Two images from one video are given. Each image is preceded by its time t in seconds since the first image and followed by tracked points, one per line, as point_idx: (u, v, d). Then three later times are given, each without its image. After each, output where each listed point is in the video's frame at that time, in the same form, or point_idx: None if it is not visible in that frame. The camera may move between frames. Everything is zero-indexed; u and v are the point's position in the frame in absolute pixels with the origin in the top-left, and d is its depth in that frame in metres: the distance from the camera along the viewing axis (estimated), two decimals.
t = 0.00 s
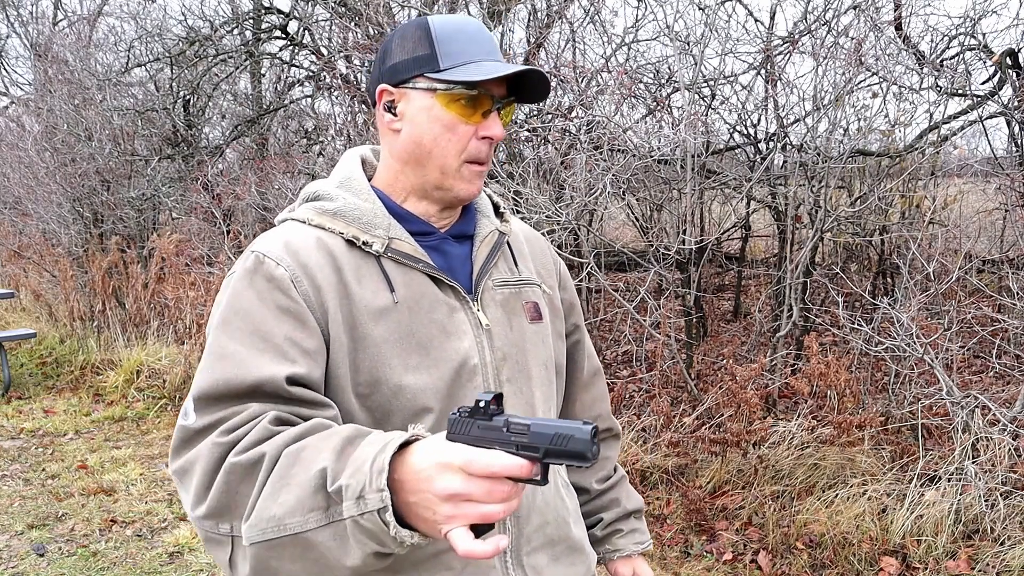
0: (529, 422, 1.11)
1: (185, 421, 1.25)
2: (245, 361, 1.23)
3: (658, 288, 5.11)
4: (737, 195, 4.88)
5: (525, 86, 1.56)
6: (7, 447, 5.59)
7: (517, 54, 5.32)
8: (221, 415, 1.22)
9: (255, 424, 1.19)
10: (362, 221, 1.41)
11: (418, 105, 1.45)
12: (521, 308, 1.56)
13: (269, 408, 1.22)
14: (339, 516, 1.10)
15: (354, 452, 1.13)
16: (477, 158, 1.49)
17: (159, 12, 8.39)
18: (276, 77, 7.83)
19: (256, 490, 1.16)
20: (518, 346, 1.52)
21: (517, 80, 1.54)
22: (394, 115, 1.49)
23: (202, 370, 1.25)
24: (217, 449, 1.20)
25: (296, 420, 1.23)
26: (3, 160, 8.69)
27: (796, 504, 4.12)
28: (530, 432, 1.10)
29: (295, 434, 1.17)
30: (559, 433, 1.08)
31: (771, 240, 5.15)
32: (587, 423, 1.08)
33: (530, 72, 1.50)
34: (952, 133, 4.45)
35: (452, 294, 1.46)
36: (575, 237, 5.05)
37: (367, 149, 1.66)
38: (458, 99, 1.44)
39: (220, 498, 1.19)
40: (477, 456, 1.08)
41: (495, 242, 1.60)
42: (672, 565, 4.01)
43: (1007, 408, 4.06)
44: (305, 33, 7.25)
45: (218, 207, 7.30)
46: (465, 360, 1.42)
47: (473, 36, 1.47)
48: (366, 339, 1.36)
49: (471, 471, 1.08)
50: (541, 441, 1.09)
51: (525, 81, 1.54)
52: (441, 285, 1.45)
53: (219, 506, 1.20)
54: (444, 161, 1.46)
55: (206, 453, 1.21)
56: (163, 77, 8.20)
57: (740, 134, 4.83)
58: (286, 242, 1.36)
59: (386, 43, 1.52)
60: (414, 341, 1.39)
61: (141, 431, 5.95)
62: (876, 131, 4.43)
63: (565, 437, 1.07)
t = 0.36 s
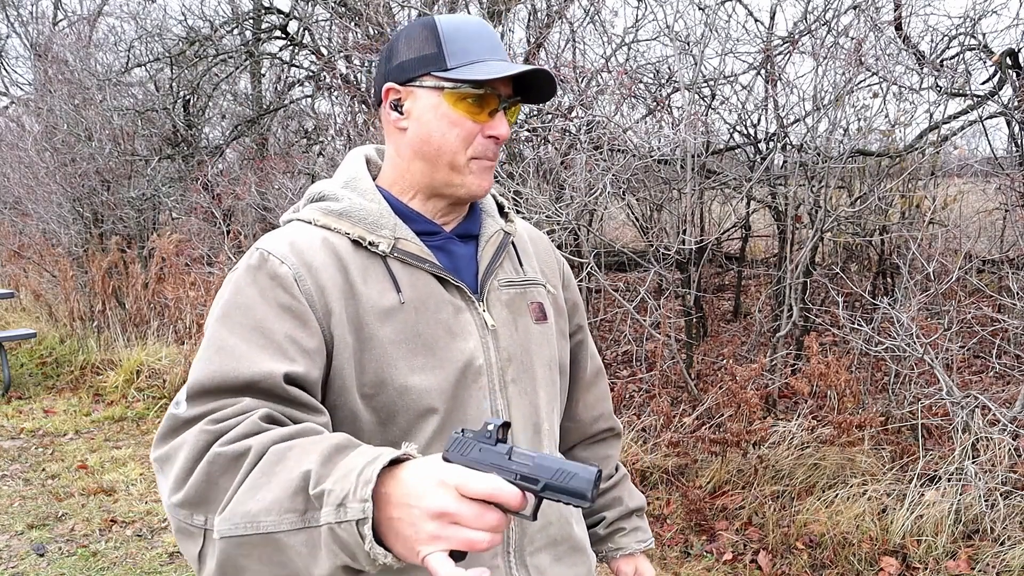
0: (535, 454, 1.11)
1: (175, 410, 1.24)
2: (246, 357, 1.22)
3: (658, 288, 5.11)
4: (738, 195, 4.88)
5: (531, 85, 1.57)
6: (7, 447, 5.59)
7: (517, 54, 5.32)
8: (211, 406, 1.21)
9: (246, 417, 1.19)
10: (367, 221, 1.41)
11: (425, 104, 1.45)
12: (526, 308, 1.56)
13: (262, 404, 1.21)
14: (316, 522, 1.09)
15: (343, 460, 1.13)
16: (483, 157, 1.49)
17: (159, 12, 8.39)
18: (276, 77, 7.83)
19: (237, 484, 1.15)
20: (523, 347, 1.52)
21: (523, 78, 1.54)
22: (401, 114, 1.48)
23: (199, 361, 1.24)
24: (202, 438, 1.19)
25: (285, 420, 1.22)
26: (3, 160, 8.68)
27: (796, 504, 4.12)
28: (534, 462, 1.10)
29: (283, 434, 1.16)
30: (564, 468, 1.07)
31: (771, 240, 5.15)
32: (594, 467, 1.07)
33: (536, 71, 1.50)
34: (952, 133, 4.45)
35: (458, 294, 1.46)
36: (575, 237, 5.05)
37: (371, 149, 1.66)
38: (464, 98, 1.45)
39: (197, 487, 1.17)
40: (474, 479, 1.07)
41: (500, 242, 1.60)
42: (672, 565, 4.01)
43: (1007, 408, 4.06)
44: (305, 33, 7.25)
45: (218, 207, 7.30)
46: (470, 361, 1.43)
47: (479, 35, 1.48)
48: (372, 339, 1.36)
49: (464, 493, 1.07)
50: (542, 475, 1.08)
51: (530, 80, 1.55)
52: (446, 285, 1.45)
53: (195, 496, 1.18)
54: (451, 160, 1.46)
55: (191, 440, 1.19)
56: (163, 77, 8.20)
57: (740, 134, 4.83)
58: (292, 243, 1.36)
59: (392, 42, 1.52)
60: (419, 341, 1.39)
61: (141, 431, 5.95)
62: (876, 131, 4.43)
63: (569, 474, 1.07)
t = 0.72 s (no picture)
0: (516, 451, 1.12)
1: (174, 415, 1.23)
2: (243, 358, 1.22)
3: (658, 288, 5.10)
4: (738, 195, 4.87)
5: (532, 84, 1.56)
6: (7, 447, 5.58)
7: (517, 54, 5.32)
8: (211, 411, 1.21)
9: (244, 424, 1.18)
10: (365, 217, 1.41)
11: (424, 99, 1.45)
12: (524, 303, 1.56)
13: (260, 410, 1.20)
14: (316, 533, 1.10)
15: (338, 469, 1.12)
16: (482, 153, 1.48)
17: (159, 12, 8.38)
18: (276, 77, 7.83)
19: (237, 493, 1.14)
20: (521, 342, 1.52)
21: (524, 77, 1.53)
22: (400, 109, 1.48)
23: (198, 365, 1.23)
24: (202, 445, 1.18)
25: (285, 424, 1.21)
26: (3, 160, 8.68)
27: (796, 504, 4.12)
28: (517, 461, 1.11)
29: (282, 441, 1.16)
30: (548, 466, 1.09)
31: (771, 240, 5.14)
32: (576, 461, 1.09)
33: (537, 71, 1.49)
34: (953, 133, 4.44)
35: (456, 289, 1.46)
36: (575, 237, 5.06)
37: (369, 145, 1.66)
38: (464, 94, 1.44)
39: (200, 495, 1.17)
40: (463, 485, 1.08)
41: (498, 237, 1.60)
42: (672, 565, 4.00)
43: (1007, 408, 4.05)
44: (305, 33, 7.25)
45: (218, 207, 7.29)
46: (468, 355, 1.43)
47: (480, 32, 1.48)
48: (370, 335, 1.36)
49: (456, 500, 1.08)
50: (526, 473, 1.10)
51: (531, 80, 1.54)
52: (444, 280, 1.45)
53: (198, 503, 1.18)
54: (449, 155, 1.46)
55: (191, 448, 1.19)
56: (163, 77, 8.20)
57: (740, 134, 4.83)
58: (289, 240, 1.35)
59: (392, 37, 1.52)
60: (417, 336, 1.39)
61: (141, 431, 5.94)
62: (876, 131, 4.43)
63: (552, 472, 1.09)
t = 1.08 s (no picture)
0: (489, 454, 1.15)
1: (172, 422, 1.24)
2: (238, 366, 1.23)
3: (658, 288, 5.10)
4: (738, 195, 4.87)
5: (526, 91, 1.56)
6: (7, 447, 5.58)
7: (517, 54, 5.32)
8: (207, 420, 1.21)
9: (238, 435, 1.18)
10: (360, 222, 1.41)
11: (418, 105, 1.45)
12: (518, 305, 1.56)
13: (255, 422, 1.21)
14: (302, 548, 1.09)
15: (325, 486, 1.12)
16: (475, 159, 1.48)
17: (159, 13, 8.38)
18: (276, 77, 7.83)
19: (228, 505, 1.15)
20: (516, 344, 1.51)
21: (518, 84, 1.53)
22: (395, 114, 1.48)
23: (196, 373, 1.24)
24: (197, 454, 1.19)
25: (280, 434, 1.22)
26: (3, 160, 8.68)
27: (796, 504, 4.12)
28: (491, 463, 1.14)
29: (272, 454, 1.16)
30: (520, 466, 1.12)
31: (771, 240, 5.14)
32: (549, 458, 1.13)
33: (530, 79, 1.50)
34: (953, 133, 4.44)
35: (450, 292, 1.46)
36: (575, 237, 5.06)
37: (364, 150, 1.66)
38: (458, 101, 1.44)
39: (194, 505, 1.18)
40: (442, 492, 1.09)
41: (492, 239, 1.60)
42: (672, 565, 4.00)
43: (1007, 408, 4.05)
44: (305, 33, 7.24)
45: (218, 206, 7.29)
46: (462, 357, 1.42)
47: (475, 39, 1.47)
48: (364, 339, 1.36)
49: (436, 510, 1.08)
50: (501, 474, 1.13)
51: (526, 87, 1.54)
52: (438, 283, 1.45)
53: (193, 512, 1.18)
54: (443, 161, 1.46)
55: (186, 458, 1.20)
56: (163, 77, 8.19)
57: (740, 134, 4.83)
58: (284, 248, 1.35)
59: (387, 42, 1.51)
60: (412, 339, 1.39)
61: (141, 431, 5.94)
62: (876, 131, 4.43)
63: (526, 471, 1.12)
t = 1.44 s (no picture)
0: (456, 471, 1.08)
1: (172, 424, 1.25)
2: (237, 370, 1.23)
3: (658, 288, 5.10)
4: (738, 195, 4.88)
5: (526, 90, 1.56)
6: (7, 447, 5.59)
7: (517, 54, 5.32)
8: (204, 425, 1.22)
9: (232, 442, 1.18)
10: (361, 221, 1.41)
11: (420, 104, 1.45)
12: (517, 304, 1.56)
13: (250, 428, 1.20)
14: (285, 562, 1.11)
15: (308, 500, 1.12)
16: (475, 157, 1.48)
17: (159, 13, 8.38)
18: (276, 77, 7.83)
19: (219, 512, 1.16)
20: (515, 343, 1.52)
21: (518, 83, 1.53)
22: (396, 114, 1.48)
23: (196, 377, 1.24)
24: (192, 460, 1.19)
25: (274, 439, 1.21)
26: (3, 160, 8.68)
27: (796, 504, 4.12)
28: (458, 483, 1.07)
29: (262, 464, 1.16)
30: (487, 485, 1.05)
31: (771, 240, 5.14)
32: (515, 476, 1.05)
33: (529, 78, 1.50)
34: (953, 133, 4.44)
35: (450, 291, 1.46)
36: (575, 237, 5.06)
37: (365, 148, 1.66)
38: (459, 100, 1.44)
39: (189, 509, 1.19)
40: (417, 511, 1.06)
41: (492, 238, 1.60)
42: (672, 565, 4.01)
43: (1007, 408, 4.05)
44: (305, 33, 7.24)
45: (218, 206, 7.29)
46: (462, 356, 1.42)
47: (476, 38, 1.47)
48: (365, 338, 1.36)
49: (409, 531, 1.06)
50: (470, 494, 1.06)
51: (525, 86, 1.54)
52: (438, 282, 1.45)
53: (188, 516, 1.20)
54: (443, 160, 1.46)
55: (182, 463, 1.20)
56: (163, 77, 8.19)
57: (740, 134, 4.83)
58: (286, 248, 1.35)
59: (387, 42, 1.51)
60: (413, 338, 1.39)
61: (141, 431, 5.94)
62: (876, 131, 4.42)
63: (493, 490, 1.05)
